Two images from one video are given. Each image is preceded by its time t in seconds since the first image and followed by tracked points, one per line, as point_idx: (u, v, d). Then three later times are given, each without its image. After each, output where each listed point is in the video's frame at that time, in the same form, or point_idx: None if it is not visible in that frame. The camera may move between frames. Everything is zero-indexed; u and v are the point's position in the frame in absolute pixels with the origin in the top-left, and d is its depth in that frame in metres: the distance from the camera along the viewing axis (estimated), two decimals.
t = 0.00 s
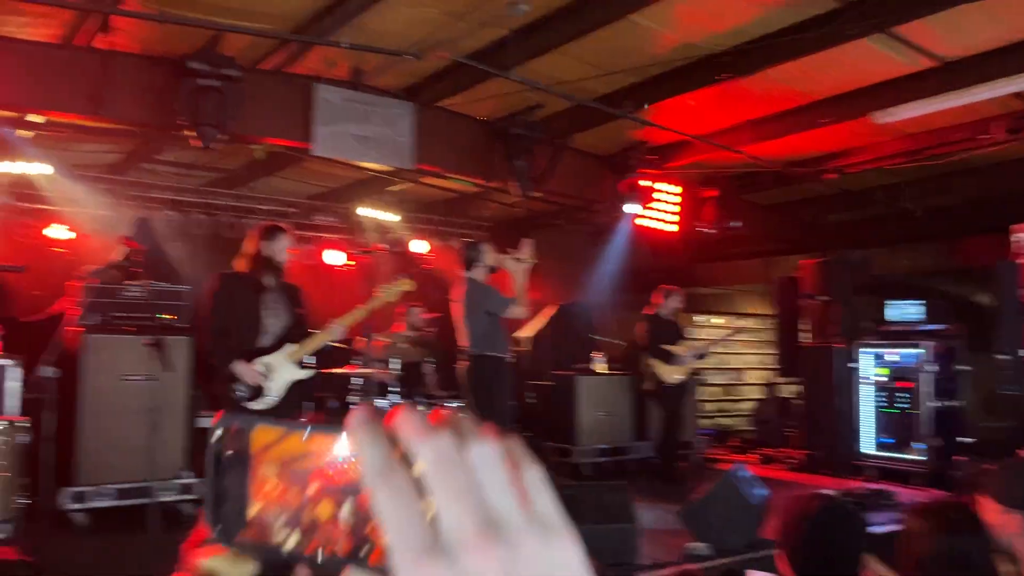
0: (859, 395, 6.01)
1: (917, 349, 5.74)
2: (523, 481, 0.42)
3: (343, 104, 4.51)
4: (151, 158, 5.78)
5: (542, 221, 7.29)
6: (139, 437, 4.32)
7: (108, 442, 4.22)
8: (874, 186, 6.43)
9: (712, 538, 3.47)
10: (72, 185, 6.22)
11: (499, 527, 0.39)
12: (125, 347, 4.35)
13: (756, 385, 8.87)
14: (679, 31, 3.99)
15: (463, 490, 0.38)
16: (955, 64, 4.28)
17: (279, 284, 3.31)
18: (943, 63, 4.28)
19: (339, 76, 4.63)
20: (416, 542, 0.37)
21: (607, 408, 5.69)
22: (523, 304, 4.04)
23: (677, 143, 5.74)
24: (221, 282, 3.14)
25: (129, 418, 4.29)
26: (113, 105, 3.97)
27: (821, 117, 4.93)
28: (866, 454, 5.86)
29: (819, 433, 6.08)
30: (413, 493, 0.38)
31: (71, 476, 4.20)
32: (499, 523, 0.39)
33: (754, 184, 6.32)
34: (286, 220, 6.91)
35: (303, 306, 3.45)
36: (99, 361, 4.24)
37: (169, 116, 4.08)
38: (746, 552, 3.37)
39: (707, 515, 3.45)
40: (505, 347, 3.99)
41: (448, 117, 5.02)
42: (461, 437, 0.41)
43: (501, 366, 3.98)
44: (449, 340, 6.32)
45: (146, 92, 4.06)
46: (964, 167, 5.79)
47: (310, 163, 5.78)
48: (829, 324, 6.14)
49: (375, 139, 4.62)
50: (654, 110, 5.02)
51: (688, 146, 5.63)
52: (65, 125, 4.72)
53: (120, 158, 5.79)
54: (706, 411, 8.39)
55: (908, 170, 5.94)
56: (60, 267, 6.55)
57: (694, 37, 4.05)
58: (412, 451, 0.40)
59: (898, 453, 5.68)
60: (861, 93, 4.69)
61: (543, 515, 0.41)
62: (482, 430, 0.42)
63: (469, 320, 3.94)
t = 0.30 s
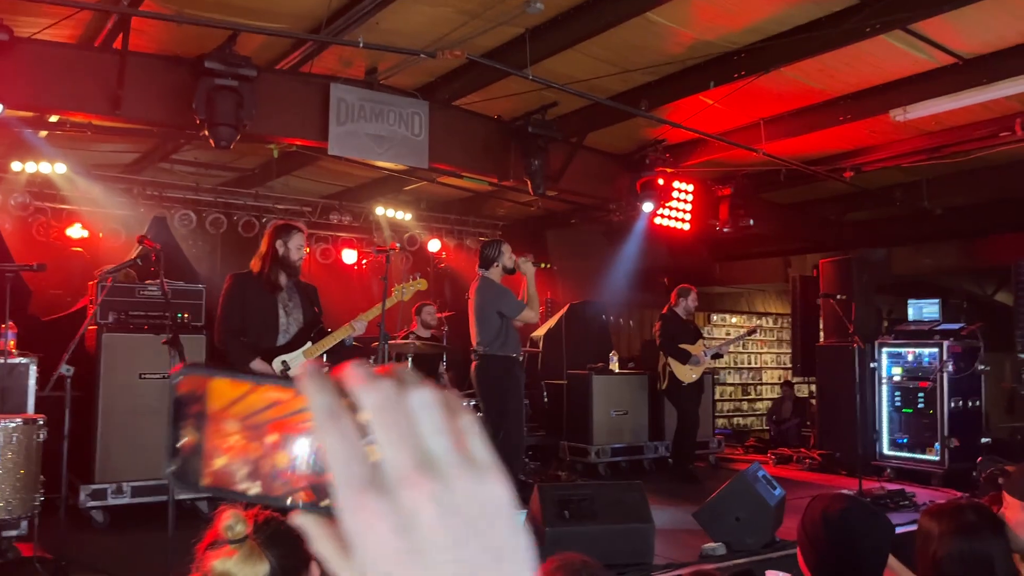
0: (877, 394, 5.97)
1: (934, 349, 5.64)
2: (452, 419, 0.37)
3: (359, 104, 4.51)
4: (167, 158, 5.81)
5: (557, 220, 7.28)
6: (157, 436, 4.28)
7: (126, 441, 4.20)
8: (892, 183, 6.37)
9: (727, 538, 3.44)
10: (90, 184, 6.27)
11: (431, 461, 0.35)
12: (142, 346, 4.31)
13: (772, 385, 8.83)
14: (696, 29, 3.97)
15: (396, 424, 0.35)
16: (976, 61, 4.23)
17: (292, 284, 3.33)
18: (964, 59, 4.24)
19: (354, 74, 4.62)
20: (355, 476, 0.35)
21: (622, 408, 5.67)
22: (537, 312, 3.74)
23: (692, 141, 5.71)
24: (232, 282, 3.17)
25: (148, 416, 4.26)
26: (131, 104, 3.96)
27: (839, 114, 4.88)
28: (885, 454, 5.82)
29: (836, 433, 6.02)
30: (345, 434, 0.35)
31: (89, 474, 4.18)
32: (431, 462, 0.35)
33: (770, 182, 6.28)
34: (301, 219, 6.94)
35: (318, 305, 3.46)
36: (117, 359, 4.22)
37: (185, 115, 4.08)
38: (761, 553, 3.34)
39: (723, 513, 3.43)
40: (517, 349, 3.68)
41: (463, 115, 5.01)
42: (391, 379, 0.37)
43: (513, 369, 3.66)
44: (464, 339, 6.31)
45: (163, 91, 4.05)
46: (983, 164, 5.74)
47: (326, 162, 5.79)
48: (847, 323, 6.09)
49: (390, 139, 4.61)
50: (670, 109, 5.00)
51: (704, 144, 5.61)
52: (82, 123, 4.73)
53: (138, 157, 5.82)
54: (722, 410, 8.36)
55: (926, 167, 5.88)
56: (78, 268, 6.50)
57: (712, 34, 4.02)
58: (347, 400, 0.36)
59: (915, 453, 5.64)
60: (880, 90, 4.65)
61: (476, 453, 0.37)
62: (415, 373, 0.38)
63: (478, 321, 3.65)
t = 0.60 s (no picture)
0: (872, 387, 5.98)
1: (929, 341, 5.65)
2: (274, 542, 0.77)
3: (353, 97, 4.50)
4: (162, 151, 5.80)
5: (553, 214, 7.27)
6: (151, 429, 4.27)
7: (121, 434, 4.18)
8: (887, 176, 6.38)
9: (721, 531, 3.44)
10: (84, 178, 6.25)
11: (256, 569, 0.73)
12: (137, 339, 4.28)
13: (768, 378, 8.86)
14: (691, 21, 3.96)
15: (220, 546, 0.74)
16: (971, 54, 4.23)
17: (284, 276, 3.32)
18: (959, 52, 4.23)
19: (349, 67, 4.60)
20: None
21: (618, 401, 5.68)
22: (527, 326, 3.59)
23: (688, 134, 5.71)
24: (226, 275, 3.16)
25: (142, 409, 4.25)
26: (124, 96, 3.94)
27: (834, 107, 4.87)
28: (880, 448, 5.82)
29: (831, 426, 6.02)
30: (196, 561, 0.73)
31: (83, 468, 4.16)
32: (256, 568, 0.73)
33: (766, 175, 6.28)
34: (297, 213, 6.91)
35: (312, 298, 3.45)
36: (110, 353, 4.18)
37: (178, 108, 4.06)
38: (755, 545, 3.34)
39: (717, 506, 3.44)
40: (504, 345, 3.62)
41: (457, 108, 4.99)
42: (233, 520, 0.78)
43: (501, 364, 3.60)
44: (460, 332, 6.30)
45: (157, 84, 4.03)
46: (978, 157, 5.74)
47: (321, 155, 5.79)
48: (842, 316, 6.09)
49: (385, 131, 4.60)
50: (665, 102, 4.99)
51: (699, 138, 5.61)
52: (76, 116, 4.71)
53: (133, 150, 5.80)
54: (717, 404, 8.38)
55: (921, 160, 5.89)
56: (73, 262, 6.48)
57: (706, 27, 4.02)
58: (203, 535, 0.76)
59: (910, 446, 5.65)
60: (875, 83, 4.65)
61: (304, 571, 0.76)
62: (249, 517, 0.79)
63: (469, 317, 3.59)
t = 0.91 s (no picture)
0: (878, 378, 5.96)
1: (935, 333, 5.62)
2: (301, 481, 0.34)
3: (358, 88, 4.48)
4: (168, 143, 5.82)
5: (559, 204, 7.26)
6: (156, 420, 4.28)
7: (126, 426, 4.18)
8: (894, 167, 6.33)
9: (725, 523, 3.44)
10: (90, 170, 6.27)
11: (269, 523, 0.32)
12: (141, 332, 4.27)
13: (774, 369, 8.86)
14: (696, 10, 3.92)
15: (230, 485, 0.32)
16: (980, 43, 4.18)
17: (288, 270, 3.28)
18: (968, 41, 4.18)
19: (353, 57, 4.58)
20: (185, 542, 0.31)
21: (623, 392, 5.68)
22: (528, 322, 3.57)
23: (694, 124, 5.68)
24: (231, 268, 3.13)
25: (147, 400, 4.25)
26: (128, 88, 3.93)
27: (842, 97, 4.82)
28: (885, 439, 5.79)
29: (838, 418, 6.00)
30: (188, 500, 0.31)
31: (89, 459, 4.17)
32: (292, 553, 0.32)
33: (772, 166, 6.25)
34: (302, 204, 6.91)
35: (315, 290, 3.45)
36: (115, 345, 4.18)
37: (182, 100, 4.05)
38: (761, 537, 3.32)
39: (721, 499, 3.43)
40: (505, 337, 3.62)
41: (462, 99, 4.97)
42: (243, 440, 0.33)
43: (501, 356, 3.60)
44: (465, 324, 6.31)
45: (161, 75, 4.02)
46: (987, 147, 5.69)
47: (325, 146, 5.79)
48: (848, 308, 6.07)
49: (389, 123, 4.58)
50: (671, 92, 4.95)
51: (705, 129, 5.58)
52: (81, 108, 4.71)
53: (138, 142, 5.82)
54: (723, 394, 8.37)
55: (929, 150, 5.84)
56: (79, 254, 6.52)
57: (712, 16, 3.98)
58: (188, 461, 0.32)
59: (916, 437, 5.63)
60: (883, 73, 4.60)
61: (330, 519, 0.34)
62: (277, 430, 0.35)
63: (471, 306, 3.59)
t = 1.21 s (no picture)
0: (889, 363, 5.94)
1: (948, 317, 5.59)
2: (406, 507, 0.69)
3: (367, 73, 4.46)
4: (178, 128, 5.84)
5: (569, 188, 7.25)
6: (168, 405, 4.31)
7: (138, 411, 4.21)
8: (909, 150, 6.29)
9: (735, 508, 3.45)
10: (101, 155, 6.29)
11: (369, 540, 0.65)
12: (152, 317, 4.30)
13: (785, 353, 8.84)
14: None
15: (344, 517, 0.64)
16: (995, 24, 4.11)
17: (300, 257, 3.30)
18: (983, 22, 4.12)
19: (362, 43, 4.56)
20: (307, 548, 0.63)
21: (633, 377, 5.69)
22: (537, 307, 3.58)
23: (705, 108, 5.63)
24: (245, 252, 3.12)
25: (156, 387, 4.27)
26: (138, 74, 3.94)
27: (854, 79, 4.77)
28: (897, 424, 5.78)
29: (848, 402, 5.98)
30: (307, 513, 0.64)
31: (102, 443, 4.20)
32: (378, 542, 0.66)
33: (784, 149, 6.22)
34: (313, 188, 6.92)
35: (325, 277, 3.48)
36: (127, 331, 4.22)
37: (192, 86, 4.05)
38: (771, 521, 3.35)
39: (731, 483, 3.45)
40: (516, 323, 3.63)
41: (471, 83, 4.95)
42: (353, 464, 0.67)
43: (512, 340, 3.61)
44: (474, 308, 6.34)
45: (171, 62, 4.02)
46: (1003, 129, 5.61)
47: (335, 131, 5.80)
48: (859, 292, 6.04)
49: (397, 108, 4.57)
50: (681, 75, 4.91)
51: (716, 112, 5.54)
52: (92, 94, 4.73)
53: (149, 129, 5.84)
54: (734, 378, 8.37)
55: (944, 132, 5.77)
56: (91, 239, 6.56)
57: None
58: (306, 477, 0.65)
59: (928, 422, 5.62)
60: (896, 55, 4.54)
61: (408, 545, 0.67)
62: (377, 457, 0.68)
63: (481, 293, 3.60)
